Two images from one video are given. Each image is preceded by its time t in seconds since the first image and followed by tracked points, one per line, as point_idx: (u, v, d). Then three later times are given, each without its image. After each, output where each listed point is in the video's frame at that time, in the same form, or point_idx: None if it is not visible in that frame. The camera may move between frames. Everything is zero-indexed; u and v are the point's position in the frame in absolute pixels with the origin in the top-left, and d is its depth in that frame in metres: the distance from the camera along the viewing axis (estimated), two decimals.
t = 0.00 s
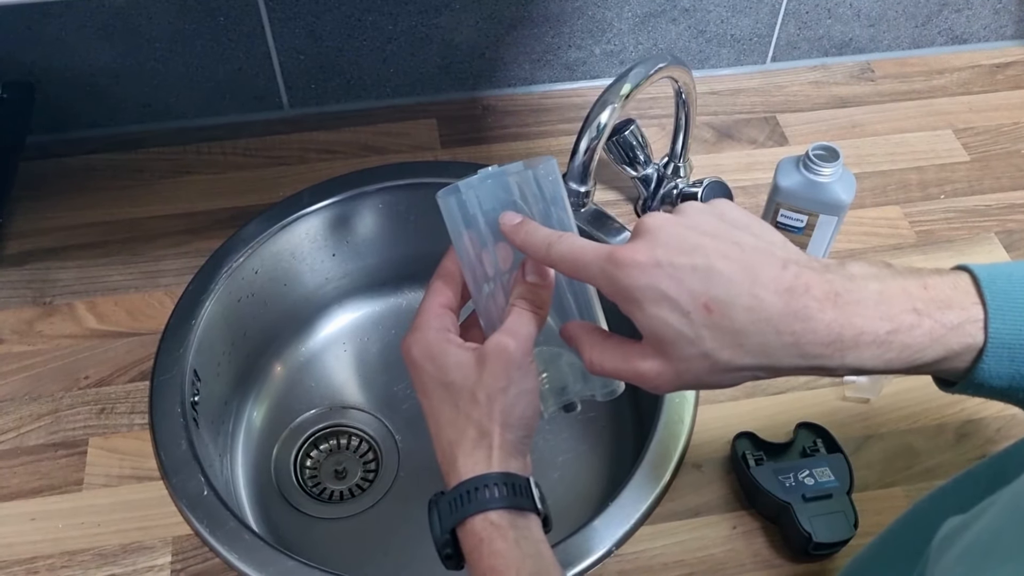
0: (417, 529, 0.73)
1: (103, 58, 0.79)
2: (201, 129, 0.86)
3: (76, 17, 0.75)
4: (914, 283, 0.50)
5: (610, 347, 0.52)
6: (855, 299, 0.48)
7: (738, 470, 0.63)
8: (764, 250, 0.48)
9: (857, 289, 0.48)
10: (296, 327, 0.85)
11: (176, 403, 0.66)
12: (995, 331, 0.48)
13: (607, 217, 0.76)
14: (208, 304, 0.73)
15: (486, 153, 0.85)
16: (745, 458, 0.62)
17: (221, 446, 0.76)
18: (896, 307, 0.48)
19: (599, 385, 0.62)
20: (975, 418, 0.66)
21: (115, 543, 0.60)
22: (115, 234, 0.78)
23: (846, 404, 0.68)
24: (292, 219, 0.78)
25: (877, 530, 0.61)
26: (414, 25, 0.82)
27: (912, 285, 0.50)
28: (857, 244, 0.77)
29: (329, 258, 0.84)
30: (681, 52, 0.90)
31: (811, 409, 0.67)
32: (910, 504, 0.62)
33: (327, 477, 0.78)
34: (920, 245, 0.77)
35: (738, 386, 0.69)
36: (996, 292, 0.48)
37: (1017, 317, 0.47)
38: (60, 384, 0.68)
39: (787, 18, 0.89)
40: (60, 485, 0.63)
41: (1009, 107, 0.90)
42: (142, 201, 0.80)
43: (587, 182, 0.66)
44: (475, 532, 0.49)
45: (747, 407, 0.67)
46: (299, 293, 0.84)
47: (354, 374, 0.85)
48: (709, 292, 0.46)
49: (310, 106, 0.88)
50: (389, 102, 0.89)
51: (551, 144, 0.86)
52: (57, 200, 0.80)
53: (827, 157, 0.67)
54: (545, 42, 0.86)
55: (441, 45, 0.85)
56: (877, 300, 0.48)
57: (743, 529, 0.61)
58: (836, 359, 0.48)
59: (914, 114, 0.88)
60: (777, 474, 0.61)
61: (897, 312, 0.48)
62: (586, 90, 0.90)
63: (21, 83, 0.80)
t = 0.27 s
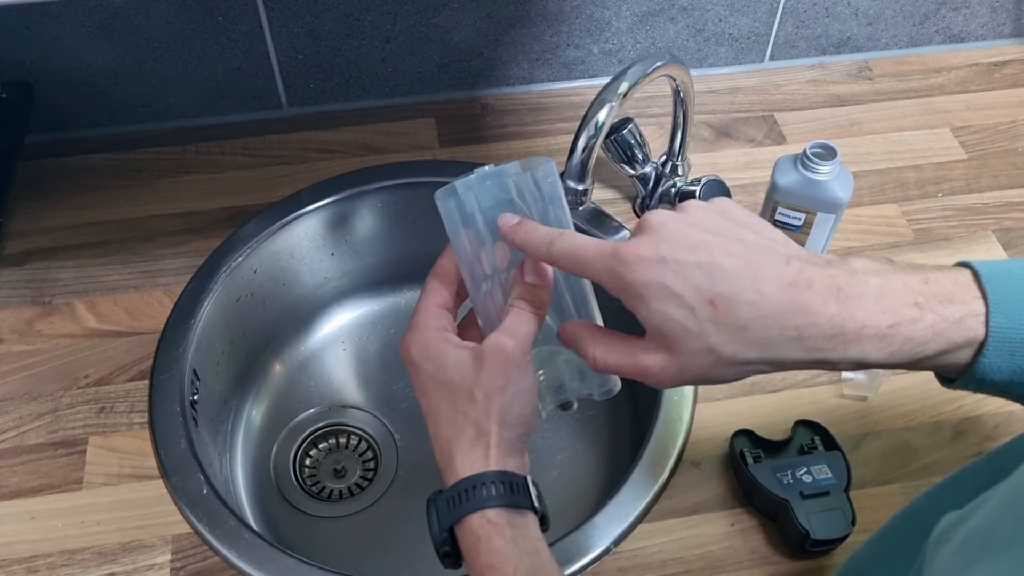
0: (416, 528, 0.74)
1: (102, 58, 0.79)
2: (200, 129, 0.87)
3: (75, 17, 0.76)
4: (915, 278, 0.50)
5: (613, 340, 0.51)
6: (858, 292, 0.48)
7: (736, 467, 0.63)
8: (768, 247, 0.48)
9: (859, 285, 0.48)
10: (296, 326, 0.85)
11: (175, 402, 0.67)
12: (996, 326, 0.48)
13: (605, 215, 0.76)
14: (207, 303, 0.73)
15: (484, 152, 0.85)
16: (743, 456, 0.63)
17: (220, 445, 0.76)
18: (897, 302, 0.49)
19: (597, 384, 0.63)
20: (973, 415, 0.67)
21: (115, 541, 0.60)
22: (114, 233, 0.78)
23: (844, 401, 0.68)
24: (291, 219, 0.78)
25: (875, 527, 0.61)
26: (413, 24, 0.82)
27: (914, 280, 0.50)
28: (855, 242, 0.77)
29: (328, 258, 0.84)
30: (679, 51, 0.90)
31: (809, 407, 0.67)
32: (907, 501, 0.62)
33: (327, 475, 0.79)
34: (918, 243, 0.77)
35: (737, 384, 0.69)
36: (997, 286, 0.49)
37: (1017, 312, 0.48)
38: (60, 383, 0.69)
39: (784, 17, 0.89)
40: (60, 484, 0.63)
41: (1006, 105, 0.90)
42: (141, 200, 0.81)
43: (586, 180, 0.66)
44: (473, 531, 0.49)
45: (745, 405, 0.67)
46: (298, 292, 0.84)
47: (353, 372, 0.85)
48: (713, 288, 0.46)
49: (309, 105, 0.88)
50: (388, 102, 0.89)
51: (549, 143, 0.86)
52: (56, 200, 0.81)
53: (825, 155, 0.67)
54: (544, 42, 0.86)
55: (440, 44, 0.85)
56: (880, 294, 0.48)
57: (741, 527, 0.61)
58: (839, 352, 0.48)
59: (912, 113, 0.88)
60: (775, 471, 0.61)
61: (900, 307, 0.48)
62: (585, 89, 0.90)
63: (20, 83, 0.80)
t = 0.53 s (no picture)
0: (416, 528, 0.74)
1: (101, 58, 0.79)
2: (200, 129, 0.87)
3: (75, 18, 0.76)
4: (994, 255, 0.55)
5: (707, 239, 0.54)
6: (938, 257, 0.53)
7: (735, 467, 0.63)
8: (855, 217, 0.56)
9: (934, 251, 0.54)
10: (295, 327, 0.85)
11: (176, 402, 0.67)
12: None
13: (604, 215, 0.78)
14: (207, 303, 0.73)
15: (483, 152, 0.85)
16: (743, 456, 0.63)
17: (220, 445, 0.76)
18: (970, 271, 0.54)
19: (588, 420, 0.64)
20: (972, 415, 0.67)
21: (115, 542, 0.60)
22: (114, 234, 0.78)
23: (844, 401, 0.68)
24: (291, 219, 0.78)
25: (874, 527, 0.61)
26: (412, 25, 0.82)
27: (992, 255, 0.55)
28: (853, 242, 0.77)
29: (328, 258, 0.84)
30: (678, 52, 0.90)
31: (808, 407, 0.67)
32: (906, 501, 0.62)
33: (326, 476, 0.79)
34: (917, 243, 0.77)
35: (736, 384, 0.69)
36: None
37: None
38: (59, 384, 0.69)
39: (783, 17, 0.89)
40: (59, 485, 0.63)
41: (1005, 105, 0.90)
42: (141, 201, 0.81)
43: (584, 182, 0.65)
44: (471, 546, 0.50)
45: (745, 405, 0.68)
46: (298, 292, 0.84)
47: (353, 372, 0.85)
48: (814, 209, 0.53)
49: (308, 106, 0.88)
50: (388, 102, 0.89)
51: (549, 144, 0.86)
52: (56, 201, 0.81)
53: (823, 155, 0.68)
54: (543, 42, 0.86)
55: (439, 45, 0.85)
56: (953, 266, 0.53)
57: (741, 527, 0.61)
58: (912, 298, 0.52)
59: (911, 113, 0.88)
60: (774, 471, 0.61)
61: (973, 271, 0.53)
62: (584, 89, 0.90)
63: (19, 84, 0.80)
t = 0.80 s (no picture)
0: (417, 529, 0.74)
1: (101, 58, 0.79)
2: (200, 130, 0.86)
3: (75, 19, 0.75)
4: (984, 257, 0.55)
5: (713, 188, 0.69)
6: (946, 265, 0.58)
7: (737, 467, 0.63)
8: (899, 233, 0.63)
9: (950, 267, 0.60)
10: (295, 328, 0.85)
11: (176, 403, 0.67)
12: None
13: (606, 216, 0.79)
14: (206, 305, 0.73)
15: (484, 152, 0.85)
16: (744, 455, 0.63)
17: (221, 446, 0.76)
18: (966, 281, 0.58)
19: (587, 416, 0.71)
20: (973, 415, 0.67)
21: (115, 543, 0.60)
22: (114, 234, 0.78)
23: (844, 401, 0.68)
24: (290, 220, 0.78)
25: (876, 527, 0.61)
26: (412, 25, 0.82)
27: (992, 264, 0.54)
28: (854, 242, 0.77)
29: (328, 259, 0.84)
30: (679, 52, 0.90)
31: (809, 407, 0.67)
32: (908, 501, 0.62)
33: (327, 477, 0.79)
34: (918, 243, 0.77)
35: (737, 384, 0.69)
36: None
37: None
38: (59, 384, 0.68)
39: (783, 17, 0.89)
40: (59, 486, 0.63)
41: (1006, 104, 0.90)
42: (141, 202, 0.80)
43: (585, 183, 0.63)
44: (492, 522, 0.52)
45: (746, 405, 0.67)
46: (298, 293, 0.84)
47: (354, 373, 0.85)
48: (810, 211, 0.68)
49: (309, 106, 0.88)
50: (388, 102, 0.89)
51: (549, 144, 0.86)
52: (56, 202, 0.80)
53: (826, 155, 0.69)
54: (544, 42, 0.86)
55: (439, 45, 0.85)
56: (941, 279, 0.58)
57: (742, 527, 0.61)
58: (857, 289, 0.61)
59: (911, 112, 0.88)
60: (776, 471, 0.61)
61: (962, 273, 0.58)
62: (584, 89, 0.90)
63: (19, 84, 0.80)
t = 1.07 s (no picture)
0: (416, 530, 0.74)
1: (100, 59, 0.79)
2: (198, 130, 0.86)
3: (74, 20, 0.75)
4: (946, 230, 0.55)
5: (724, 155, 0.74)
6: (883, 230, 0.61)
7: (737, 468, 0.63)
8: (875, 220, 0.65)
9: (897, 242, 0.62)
10: (294, 329, 0.85)
11: (174, 405, 0.67)
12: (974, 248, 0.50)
13: (605, 216, 0.79)
14: (206, 306, 0.73)
15: (483, 152, 0.85)
16: (744, 456, 0.63)
17: (220, 448, 0.76)
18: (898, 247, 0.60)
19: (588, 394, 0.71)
20: (973, 415, 0.67)
21: (114, 544, 0.60)
22: (113, 236, 0.78)
23: (844, 401, 0.68)
24: (289, 221, 0.78)
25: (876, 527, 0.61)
26: (411, 25, 0.82)
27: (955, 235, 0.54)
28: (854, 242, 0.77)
29: (327, 260, 0.84)
30: (678, 52, 0.90)
31: (809, 408, 0.67)
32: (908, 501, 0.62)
33: (327, 478, 0.79)
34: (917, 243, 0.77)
35: (737, 384, 0.69)
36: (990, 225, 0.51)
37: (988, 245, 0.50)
38: (58, 386, 0.68)
39: (783, 17, 0.89)
40: (58, 487, 0.63)
41: (1005, 104, 0.90)
42: (140, 202, 0.80)
43: (585, 184, 0.62)
44: (496, 489, 0.52)
45: (745, 406, 0.67)
46: (297, 294, 0.84)
47: (353, 374, 0.85)
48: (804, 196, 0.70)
49: (308, 107, 0.88)
50: (387, 103, 0.89)
51: (549, 144, 0.86)
52: (54, 203, 0.80)
53: (826, 154, 0.69)
54: (543, 42, 0.86)
55: (439, 45, 0.85)
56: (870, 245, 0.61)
57: (742, 528, 0.61)
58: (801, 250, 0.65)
59: (910, 112, 0.88)
60: (775, 471, 0.61)
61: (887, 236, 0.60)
62: (584, 90, 0.90)
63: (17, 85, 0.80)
